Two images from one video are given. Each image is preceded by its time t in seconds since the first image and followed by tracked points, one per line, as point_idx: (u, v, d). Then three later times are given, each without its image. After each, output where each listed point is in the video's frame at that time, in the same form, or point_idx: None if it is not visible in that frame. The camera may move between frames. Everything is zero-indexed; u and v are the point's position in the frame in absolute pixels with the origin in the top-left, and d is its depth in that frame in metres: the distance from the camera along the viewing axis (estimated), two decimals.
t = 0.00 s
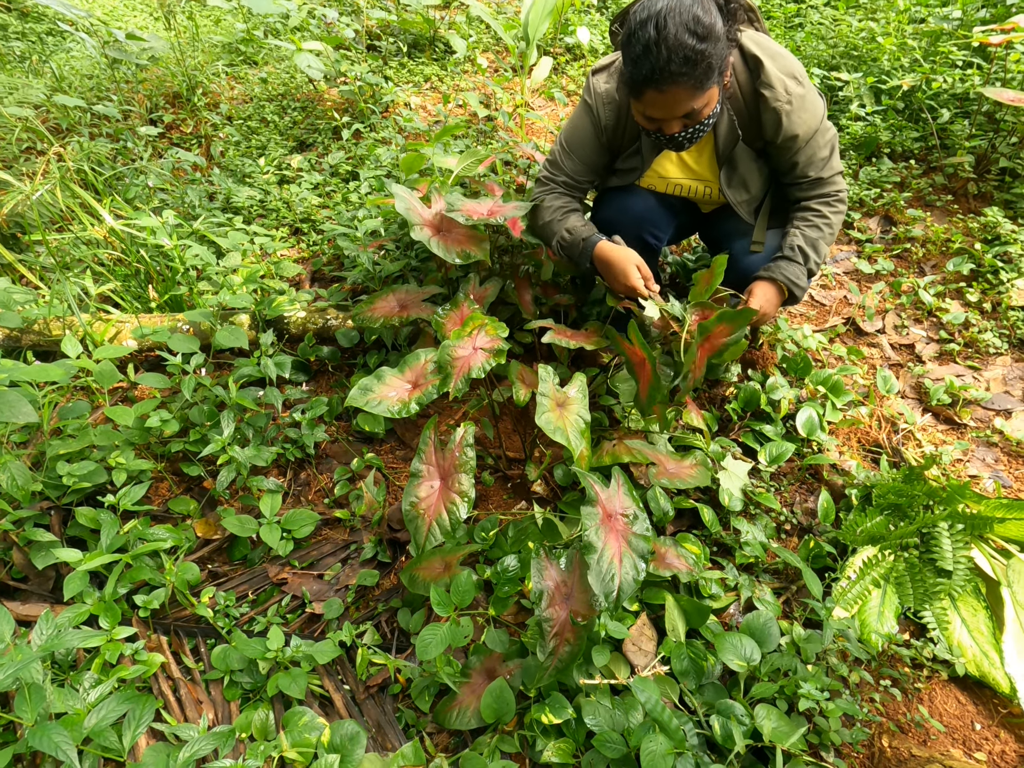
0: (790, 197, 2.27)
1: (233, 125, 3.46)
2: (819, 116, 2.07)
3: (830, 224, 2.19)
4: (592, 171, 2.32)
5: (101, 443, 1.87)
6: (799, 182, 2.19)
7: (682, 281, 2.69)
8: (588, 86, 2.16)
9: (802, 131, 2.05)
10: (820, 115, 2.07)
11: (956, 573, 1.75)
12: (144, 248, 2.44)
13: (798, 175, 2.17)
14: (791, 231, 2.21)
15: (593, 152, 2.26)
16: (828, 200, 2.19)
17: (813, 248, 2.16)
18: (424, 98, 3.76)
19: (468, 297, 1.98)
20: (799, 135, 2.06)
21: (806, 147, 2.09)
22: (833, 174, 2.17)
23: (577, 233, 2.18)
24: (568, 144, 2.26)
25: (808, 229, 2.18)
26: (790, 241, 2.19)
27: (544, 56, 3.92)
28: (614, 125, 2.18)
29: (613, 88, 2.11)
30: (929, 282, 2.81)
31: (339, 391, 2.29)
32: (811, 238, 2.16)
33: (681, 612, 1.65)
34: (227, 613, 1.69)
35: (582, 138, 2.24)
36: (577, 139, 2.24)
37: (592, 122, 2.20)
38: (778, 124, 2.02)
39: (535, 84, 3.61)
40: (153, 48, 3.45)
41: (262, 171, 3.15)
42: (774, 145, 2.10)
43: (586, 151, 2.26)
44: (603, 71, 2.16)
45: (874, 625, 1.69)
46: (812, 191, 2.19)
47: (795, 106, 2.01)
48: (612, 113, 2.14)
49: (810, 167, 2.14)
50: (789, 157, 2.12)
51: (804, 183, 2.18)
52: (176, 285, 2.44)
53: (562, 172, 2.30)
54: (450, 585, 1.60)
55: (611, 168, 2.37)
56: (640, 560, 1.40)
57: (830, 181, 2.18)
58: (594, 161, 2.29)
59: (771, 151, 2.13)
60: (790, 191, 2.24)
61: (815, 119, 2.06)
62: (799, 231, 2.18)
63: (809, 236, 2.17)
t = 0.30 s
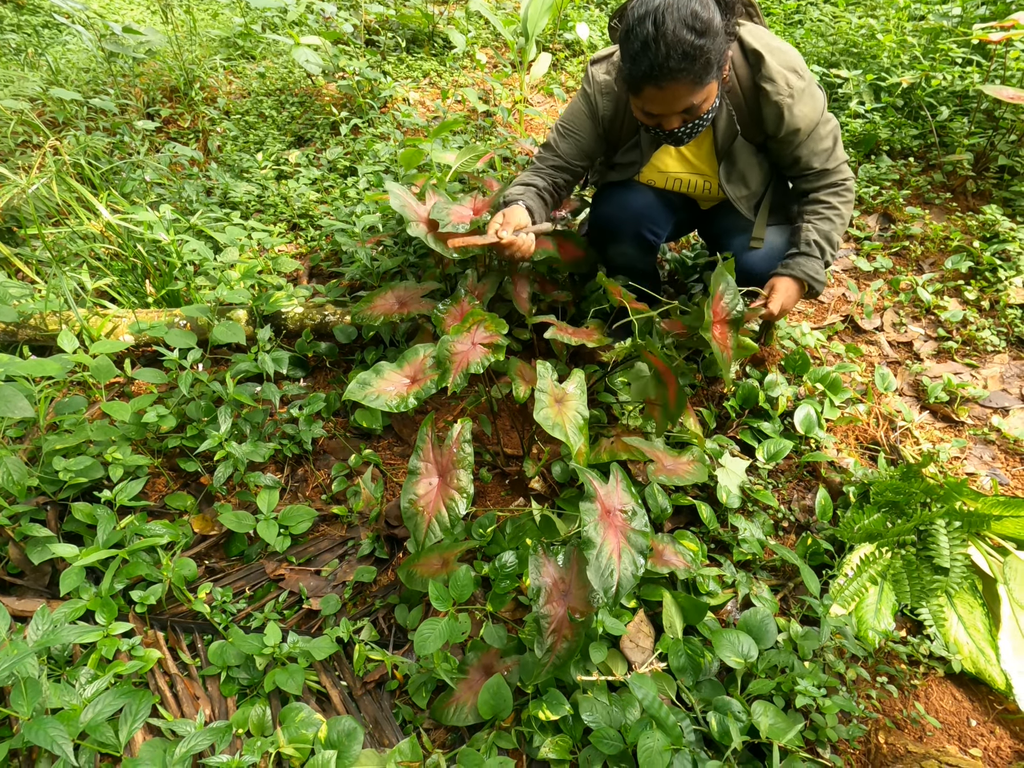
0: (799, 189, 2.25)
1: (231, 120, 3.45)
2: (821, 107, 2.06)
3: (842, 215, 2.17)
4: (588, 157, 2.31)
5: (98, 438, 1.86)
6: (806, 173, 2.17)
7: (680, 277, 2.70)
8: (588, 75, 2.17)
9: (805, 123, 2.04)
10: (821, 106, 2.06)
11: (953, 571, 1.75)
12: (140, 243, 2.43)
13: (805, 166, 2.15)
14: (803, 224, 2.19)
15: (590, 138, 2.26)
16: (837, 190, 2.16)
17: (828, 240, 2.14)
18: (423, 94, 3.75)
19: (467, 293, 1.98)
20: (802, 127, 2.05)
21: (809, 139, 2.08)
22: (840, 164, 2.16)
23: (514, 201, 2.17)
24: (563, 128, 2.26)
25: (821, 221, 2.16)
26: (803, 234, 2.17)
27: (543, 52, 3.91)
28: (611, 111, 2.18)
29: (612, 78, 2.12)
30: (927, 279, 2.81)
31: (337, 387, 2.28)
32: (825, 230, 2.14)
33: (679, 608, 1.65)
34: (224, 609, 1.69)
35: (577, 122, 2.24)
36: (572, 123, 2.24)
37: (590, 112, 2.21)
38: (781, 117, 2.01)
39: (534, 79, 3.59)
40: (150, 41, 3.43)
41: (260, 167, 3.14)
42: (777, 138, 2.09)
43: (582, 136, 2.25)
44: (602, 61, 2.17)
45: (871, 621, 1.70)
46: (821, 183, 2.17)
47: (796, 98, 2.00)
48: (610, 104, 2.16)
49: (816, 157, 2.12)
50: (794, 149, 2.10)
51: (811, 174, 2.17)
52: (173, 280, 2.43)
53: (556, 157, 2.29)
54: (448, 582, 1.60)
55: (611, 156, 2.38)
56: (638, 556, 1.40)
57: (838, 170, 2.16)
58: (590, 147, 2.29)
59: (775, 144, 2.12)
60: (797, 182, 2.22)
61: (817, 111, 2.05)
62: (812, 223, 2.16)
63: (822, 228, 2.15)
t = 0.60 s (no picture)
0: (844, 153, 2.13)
1: (231, 121, 3.45)
2: (828, 73, 2.01)
3: (906, 153, 1.98)
4: (586, 167, 2.31)
5: (98, 439, 1.86)
6: (841, 137, 2.07)
7: (681, 279, 2.70)
8: (582, 83, 2.17)
9: (816, 94, 1.99)
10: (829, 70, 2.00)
11: (954, 573, 1.74)
12: (141, 243, 2.43)
13: (836, 131, 2.06)
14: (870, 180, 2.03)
15: (587, 147, 2.26)
16: (886, 133, 2.00)
17: (898, 180, 1.95)
18: (424, 95, 3.75)
19: (468, 295, 1.98)
20: (815, 100, 2.00)
21: (828, 105, 2.01)
22: (879, 109, 2.02)
23: (544, 224, 2.17)
24: (561, 140, 2.26)
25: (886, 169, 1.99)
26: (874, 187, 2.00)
27: (544, 53, 3.91)
28: (607, 119, 2.18)
29: (606, 85, 2.12)
30: (927, 281, 2.81)
31: (337, 387, 2.28)
32: (891, 174, 1.96)
33: (679, 610, 1.65)
34: (225, 610, 1.69)
35: (573, 133, 2.24)
36: (570, 134, 2.24)
37: (585, 118, 2.21)
38: (789, 98, 1.97)
39: (535, 81, 3.59)
40: (151, 42, 3.43)
41: (260, 168, 3.14)
42: (794, 119, 2.05)
43: (579, 146, 2.25)
44: (596, 68, 2.17)
45: (872, 624, 1.70)
46: (863, 136, 2.04)
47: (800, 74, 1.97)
48: (606, 110, 2.15)
49: (845, 116, 2.02)
50: (817, 118, 2.03)
51: (848, 133, 2.05)
52: (174, 281, 2.43)
53: (555, 169, 2.30)
54: (448, 583, 1.60)
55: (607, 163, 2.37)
56: (639, 558, 1.40)
57: (879, 116, 2.01)
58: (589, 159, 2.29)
59: (792, 126, 2.08)
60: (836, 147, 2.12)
61: (824, 79, 2.00)
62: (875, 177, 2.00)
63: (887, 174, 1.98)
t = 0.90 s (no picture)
0: (871, 100, 2.07)
1: (231, 123, 3.45)
2: (819, 37, 2.00)
3: (943, 67, 1.90)
4: (590, 173, 2.31)
5: (98, 441, 1.86)
6: (859, 90, 2.02)
7: (681, 281, 2.70)
8: (582, 90, 2.17)
9: (817, 58, 1.98)
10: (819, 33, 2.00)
11: (955, 575, 1.73)
12: (141, 246, 2.43)
13: (853, 85, 2.02)
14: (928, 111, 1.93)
15: (590, 154, 2.26)
16: (909, 60, 1.93)
17: (957, 90, 1.84)
18: (423, 98, 3.75)
19: (468, 297, 1.98)
20: (818, 65, 1.99)
21: (833, 65, 1.99)
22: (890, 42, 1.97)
23: (563, 247, 2.16)
24: (564, 150, 2.26)
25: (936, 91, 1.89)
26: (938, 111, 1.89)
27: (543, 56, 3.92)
28: (608, 126, 2.18)
29: (606, 90, 2.11)
30: (927, 283, 2.81)
31: (337, 390, 2.28)
32: (945, 90, 1.86)
33: (679, 613, 1.65)
34: (225, 613, 1.68)
35: (575, 142, 2.24)
36: (573, 143, 2.24)
37: (586, 125, 2.20)
38: (793, 74, 1.97)
39: (534, 83, 3.60)
40: (151, 45, 3.44)
41: (260, 170, 3.14)
42: (802, 92, 2.03)
43: (583, 155, 2.25)
44: (594, 75, 2.17)
45: (873, 626, 1.69)
46: (884, 76, 1.98)
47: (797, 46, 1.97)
48: (607, 115, 2.14)
49: (856, 66, 1.98)
50: (828, 80, 2.00)
51: (867, 82, 2.00)
52: (174, 283, 2.43)
53: (560, 180, 2.30)
54: (449, 586, 1.60)
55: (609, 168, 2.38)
56: (641, 561, 1.40)
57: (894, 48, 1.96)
58: (592, 166, 2.30)
59: (801, 100, 2.06)
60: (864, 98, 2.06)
61: (820, 41, 1.99)
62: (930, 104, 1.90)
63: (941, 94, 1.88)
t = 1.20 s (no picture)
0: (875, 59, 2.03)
1: (229, 128, 3.46)
2: (807, 10, 1.99)
3: None
4: (602, 189, 2.29)
5: (98, 447, 1.86)
6: (864, 47, 1.98)
7: (678, 283, 2.72)
8: (582, 105, 2.16)
9: (811, 29, 1.97)
10: (807, 6, 2.00)
11: (955, 575, 1.73)
12: (140, 252, 2.44)
13: (857, 46, 1.98)
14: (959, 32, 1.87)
15: (599, 170, 2.24)
16: None
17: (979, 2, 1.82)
18: (421, 102, 3.76)
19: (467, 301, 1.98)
20: (814, 35, 1.97)
21: (831, 32, 1.97)
22: None
23: (602, 303, 2.17)
24: (574, 168, 2.24)
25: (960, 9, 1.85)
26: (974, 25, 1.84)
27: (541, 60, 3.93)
28: (616, 137, 2.17)
29: (607, 100, 2.10)
30: (925, 284, 2.82)
31: (337, 394, 2.28)
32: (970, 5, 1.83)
33: (680, 615, 1.66)
34: (225, 618, 1.68)
35: (585, 159, 2.22)
36: (581, 159, 2.21)
37: (591, 138, 2.18)
38: (791, 49, 1.98)
39: (532, 87, 3.61)
40: (149, 51, 3.45)
41: (258, 175, 3.15)
42: (805, 64, 2.02)
43: (593, 170, 2.23)
44: (592, 89, 2.16)
45: (873, 627, 1.69)
46: (888, 28, 1.93)
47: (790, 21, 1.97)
48: (612, 123, 2.13)
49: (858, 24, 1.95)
50: (829, 47, 1.97)
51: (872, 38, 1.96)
52: (173, 289, 2.43)
53: (576, 199, 2.27)
54: (449, 590, 1.59)
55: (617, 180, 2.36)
56: (640, 563, 1.40)
57: None
58: (602, 182, 2.27)
59: (803, 73, 2.04)
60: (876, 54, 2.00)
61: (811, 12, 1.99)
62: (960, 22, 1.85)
63: (967, 7, 1.84)
